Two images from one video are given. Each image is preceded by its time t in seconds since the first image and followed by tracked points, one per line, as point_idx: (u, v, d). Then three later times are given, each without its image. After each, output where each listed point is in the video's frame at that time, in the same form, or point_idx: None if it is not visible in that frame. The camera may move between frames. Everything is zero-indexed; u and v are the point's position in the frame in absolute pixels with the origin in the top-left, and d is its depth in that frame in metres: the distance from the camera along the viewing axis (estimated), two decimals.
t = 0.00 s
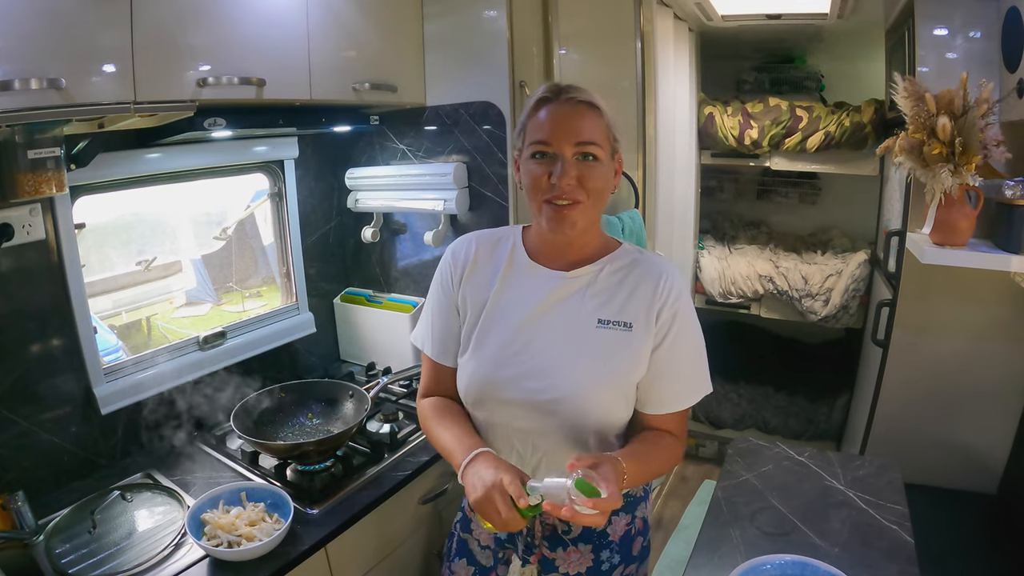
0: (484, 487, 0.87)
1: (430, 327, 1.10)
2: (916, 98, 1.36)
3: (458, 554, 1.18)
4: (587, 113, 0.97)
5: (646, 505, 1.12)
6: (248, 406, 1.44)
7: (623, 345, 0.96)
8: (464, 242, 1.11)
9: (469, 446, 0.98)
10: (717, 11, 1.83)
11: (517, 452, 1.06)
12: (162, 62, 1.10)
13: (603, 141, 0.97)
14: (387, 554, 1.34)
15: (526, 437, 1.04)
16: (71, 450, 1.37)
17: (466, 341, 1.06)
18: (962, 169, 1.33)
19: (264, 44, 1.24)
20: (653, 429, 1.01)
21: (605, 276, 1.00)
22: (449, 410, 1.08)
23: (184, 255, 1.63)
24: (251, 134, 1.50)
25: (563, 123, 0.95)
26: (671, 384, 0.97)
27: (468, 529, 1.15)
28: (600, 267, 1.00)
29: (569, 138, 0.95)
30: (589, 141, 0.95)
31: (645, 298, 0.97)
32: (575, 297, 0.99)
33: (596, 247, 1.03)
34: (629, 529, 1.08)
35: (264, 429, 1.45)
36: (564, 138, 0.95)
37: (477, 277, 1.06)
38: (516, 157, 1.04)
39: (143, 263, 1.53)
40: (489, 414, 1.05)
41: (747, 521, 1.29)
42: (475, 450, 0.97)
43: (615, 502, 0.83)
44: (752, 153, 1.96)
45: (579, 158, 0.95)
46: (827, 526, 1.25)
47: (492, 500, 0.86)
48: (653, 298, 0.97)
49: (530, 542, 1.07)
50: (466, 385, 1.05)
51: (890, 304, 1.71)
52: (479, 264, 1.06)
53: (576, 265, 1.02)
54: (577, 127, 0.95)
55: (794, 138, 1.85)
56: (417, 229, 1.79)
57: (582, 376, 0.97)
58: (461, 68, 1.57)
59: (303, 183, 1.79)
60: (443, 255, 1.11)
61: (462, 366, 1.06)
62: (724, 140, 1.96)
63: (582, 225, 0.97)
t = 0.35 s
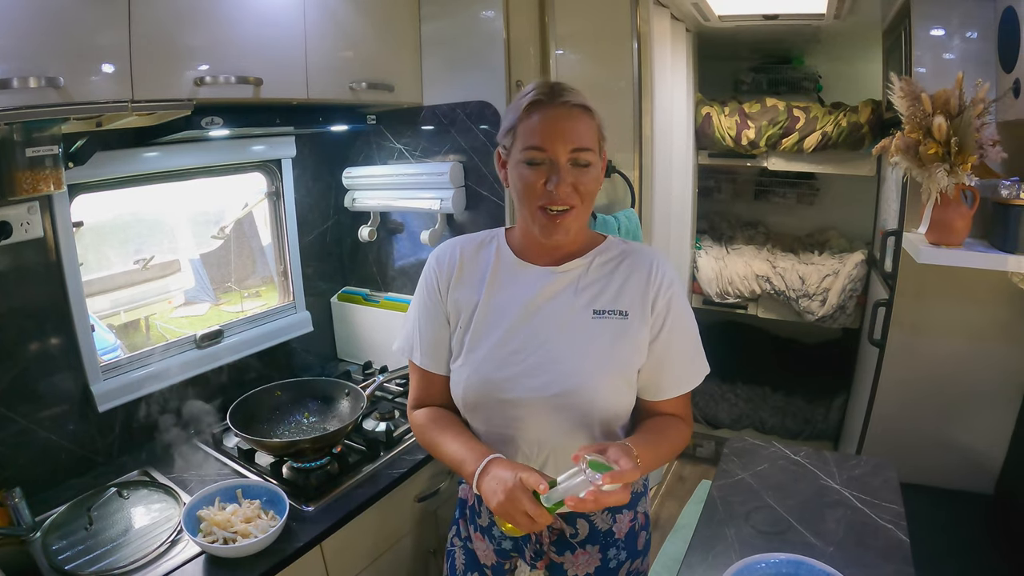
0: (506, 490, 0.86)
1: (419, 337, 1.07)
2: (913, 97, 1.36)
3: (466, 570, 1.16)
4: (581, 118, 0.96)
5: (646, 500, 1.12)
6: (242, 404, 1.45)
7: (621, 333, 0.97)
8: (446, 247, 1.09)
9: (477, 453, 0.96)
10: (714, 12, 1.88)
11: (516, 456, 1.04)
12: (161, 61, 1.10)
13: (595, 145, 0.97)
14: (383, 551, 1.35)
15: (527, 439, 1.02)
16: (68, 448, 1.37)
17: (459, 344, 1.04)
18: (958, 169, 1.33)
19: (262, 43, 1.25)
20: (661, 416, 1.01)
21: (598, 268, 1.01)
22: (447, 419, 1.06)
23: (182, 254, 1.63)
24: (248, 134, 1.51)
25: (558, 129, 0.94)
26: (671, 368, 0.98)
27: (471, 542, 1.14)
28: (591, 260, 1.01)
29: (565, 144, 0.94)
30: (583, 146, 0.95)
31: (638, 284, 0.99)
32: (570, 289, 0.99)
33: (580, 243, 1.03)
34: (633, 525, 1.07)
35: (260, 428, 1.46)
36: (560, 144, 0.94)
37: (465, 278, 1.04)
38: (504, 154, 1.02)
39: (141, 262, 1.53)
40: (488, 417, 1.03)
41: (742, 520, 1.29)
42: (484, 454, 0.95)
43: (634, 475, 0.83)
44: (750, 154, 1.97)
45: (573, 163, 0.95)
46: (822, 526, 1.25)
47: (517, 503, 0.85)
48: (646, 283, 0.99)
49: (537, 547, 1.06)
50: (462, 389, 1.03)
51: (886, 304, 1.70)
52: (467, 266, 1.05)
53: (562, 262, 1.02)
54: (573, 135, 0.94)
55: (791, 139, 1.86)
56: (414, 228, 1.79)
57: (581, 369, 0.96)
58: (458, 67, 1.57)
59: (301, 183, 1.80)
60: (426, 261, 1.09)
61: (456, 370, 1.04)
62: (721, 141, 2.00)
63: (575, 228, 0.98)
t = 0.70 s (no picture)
0: (487, 506, 0.82)
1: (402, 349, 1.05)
2: (912, 100, 1.36)
3: None
4: (565, 138, 0.88)
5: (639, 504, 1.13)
6: (242, 405, 1.46)
7: (611, 343, 0.97)
8: (430, 254, 1.08)
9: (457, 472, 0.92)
10: (714, 13, 1.87)
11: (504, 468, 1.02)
12: (162, 62, 1.11)
13: (580, 163, 0.90)
14: (381, 548, 1.35)
15: (514, 450, 0.99)
16: (68, 448, 1.38)
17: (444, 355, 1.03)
18: (956, 171, 1.33)
19: (262, 45, 1.25)
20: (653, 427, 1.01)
21: (587, 277, 1.00)
22: (427, 433, 1.03)
23: (182, 255, 1.64)
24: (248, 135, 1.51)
25: (538, 153, 0.86)
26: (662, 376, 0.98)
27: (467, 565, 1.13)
28: (579, 268, 1.00)
29: (546, 169, 0.87)
30: (565, 171, 0.88)
31: (628, 292, 0.99)
32: (558, 299, 0.99)
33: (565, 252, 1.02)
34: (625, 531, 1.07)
35: (260, 429, 1.46)
36: (540, 170, 0.87)
37: (451, 287, 1.03)
38: (483, 165, 0.95)
39: (141, 263, 1.54)
40: (474, 431, 1.02)
41: (741, 521, 1.29)
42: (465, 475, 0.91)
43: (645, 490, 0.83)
44: (748, 154, 1.95)
45: (554, 189, 0.88)
46: (820, 527, 1.26)
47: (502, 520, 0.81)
48: (635, 291, 0.99)
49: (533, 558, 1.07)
50: (448, 402, 1.02)
51: (886, 306, 1.70)
52: (453, 274, 1.04)
53: (545, 270, 1.01)
54: (554, 158, 0.87)
55: (790, 140, 1.84)
56: (414, 229, 1.80)
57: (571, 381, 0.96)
58: (458, 68, 1.58)
59: (301, 184, 1.80)
60: (409, 271, 1.07)
61: (441, 382, 1.03)
62: (721, 143, 1.98)
63: (558, 250, 0.94)
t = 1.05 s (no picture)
0: (451, 558, 0.75)
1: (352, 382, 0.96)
2: (912, 100, 1.36)
3: None
4: (513, 142, 0.79)
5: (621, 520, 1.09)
6: (241, 405, 1.46)
7: (584, 364, 0.91)
8: (376, 270, 0.98)
9: (424, 509, 0.85)
10: (714, 13, 1.85)
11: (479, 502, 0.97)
12: (163, 61, 1.11)
13: (532, 167, 0.81)
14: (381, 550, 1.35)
15: (492, 485, 0.94)
16: (68, 447, 1.38)
17: (400, 386, 0.95)
18: (956, 171, 1.33)
19: (263, 45, 1.26)
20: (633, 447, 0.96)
21: (554, 293, 0.94)
22: (386, 465, 0.95)
23: (182, 255, 1.64)
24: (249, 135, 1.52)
25: (482, 160, 0.78)
26: (639, 396, 0.92)
27: None
28: (546, 282, 0.94)
29: (492, 178, 0.79)
30: (514, 178, 0.80)
31: (600, 307, 0.92)
32: (525, 319, 0.92)
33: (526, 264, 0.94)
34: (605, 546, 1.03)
35: (260, 429, 1.47)
36: (485, 180, 0.79)
37: (404, 312, 0.94)
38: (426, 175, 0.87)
39: (142, 262, 1.54)
40: (443, 466, 0.95)
41: (741, 521, 1.29)
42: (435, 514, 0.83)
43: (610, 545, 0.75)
44: (749, 155, 1.95)
45: (501, 200, 0.80)
46: (820, 527, 1.26)
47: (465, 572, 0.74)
48: (607, 306, 0.92)
49: None
50: (411, 435, 0.95)
51: (886, 306, 1.70)
52: (405, 297, 0.95)
53: (505, 285, 0.93)
54: (500, 165, 0.79)
55: (791, 141, 1.85)
56: (414, 229, 1.80)
57: (541, 408, 0.90)
58: (458, 69, 1.58)
59: (301, 184, 1.80)
60: (353, 293, 0.97)
61: (399, 416, 0.95)
62: (721, 143, 1.97)
63: (515, 265, 0.86)
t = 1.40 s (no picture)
0: None
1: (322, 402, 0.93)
2: (913, 102, 1.36)
3: None
4: (410, 137, 0.77)
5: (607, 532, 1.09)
6: (246, 405, 1.49)
7: (569, 375, 0.86)
8: (343, 285, 0.95)
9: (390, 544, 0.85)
10: (716, 16, 1.92)
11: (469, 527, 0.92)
12: (167, 61, 1.11)
13: (436, 162, 0.77)
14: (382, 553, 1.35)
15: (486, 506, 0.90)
16: (71, 447, 1.38)
17: (370, 404, 0.91)
18: (958, 173, 1.34)
19: (266, 46, 1.26)
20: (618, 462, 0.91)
21: (535, 300, 0.90)
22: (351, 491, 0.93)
23: (184, 256, 1.64)
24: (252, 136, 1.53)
25: (374, 156, 0.78)
26: (632, 405, 0.87)
27: None
28: (524, 288, 0.90)
29: (392, 171, 0.78)
30: (409, 174, 0.77)
31: (585, 312, 0.88)
32: (505, 331, 0.88)
33: (493, 270, 0.90)
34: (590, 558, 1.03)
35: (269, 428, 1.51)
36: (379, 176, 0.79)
37: (372, 327, 0.91)
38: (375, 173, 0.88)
39: (144, 263, 1.54)
40: (426, 489, 0.91)
41: (743, 522, 1.29)
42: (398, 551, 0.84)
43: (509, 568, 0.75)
44: (751, 156, 1.97)
45: (395, 197, 0.78)
46: (822, 528, 1.26)
47: None
48: (593, 311, 0.88)
49: None
50: (390, 458, 0.90)
51: (887, 308, 1.69)
52: (373, 312, 0.92)
53: (472, 293, 0.91)
54: (399, 156, 0.77)
55: (793, 143, 1.85)
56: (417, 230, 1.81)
57: (525, 422, 0.86)
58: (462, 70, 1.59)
59: (304, 184, 1.81)
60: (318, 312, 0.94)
61: (371, 437, 0.91)
62: (722, 144, 2.02)
63: (432, 268, 0.83)
